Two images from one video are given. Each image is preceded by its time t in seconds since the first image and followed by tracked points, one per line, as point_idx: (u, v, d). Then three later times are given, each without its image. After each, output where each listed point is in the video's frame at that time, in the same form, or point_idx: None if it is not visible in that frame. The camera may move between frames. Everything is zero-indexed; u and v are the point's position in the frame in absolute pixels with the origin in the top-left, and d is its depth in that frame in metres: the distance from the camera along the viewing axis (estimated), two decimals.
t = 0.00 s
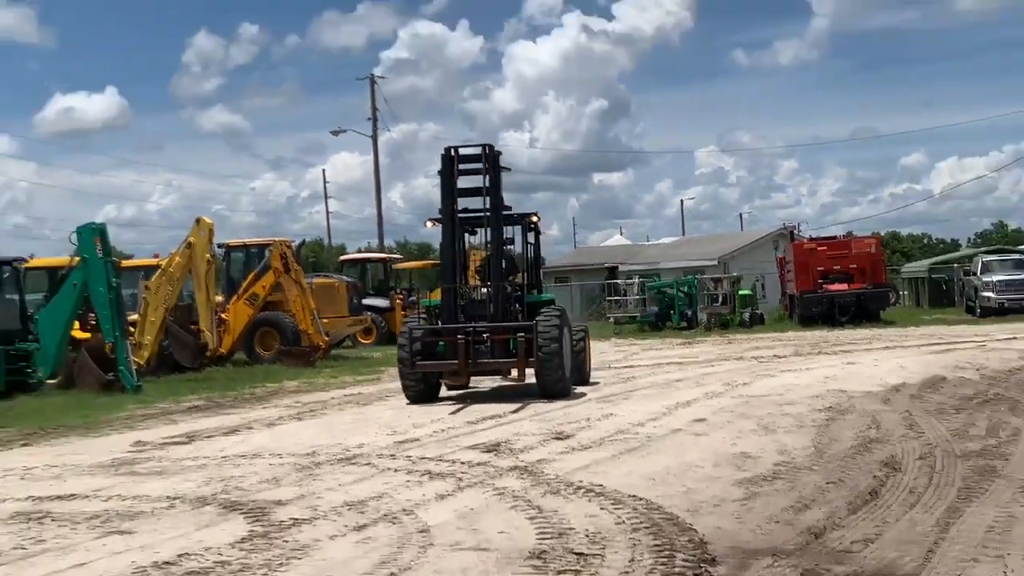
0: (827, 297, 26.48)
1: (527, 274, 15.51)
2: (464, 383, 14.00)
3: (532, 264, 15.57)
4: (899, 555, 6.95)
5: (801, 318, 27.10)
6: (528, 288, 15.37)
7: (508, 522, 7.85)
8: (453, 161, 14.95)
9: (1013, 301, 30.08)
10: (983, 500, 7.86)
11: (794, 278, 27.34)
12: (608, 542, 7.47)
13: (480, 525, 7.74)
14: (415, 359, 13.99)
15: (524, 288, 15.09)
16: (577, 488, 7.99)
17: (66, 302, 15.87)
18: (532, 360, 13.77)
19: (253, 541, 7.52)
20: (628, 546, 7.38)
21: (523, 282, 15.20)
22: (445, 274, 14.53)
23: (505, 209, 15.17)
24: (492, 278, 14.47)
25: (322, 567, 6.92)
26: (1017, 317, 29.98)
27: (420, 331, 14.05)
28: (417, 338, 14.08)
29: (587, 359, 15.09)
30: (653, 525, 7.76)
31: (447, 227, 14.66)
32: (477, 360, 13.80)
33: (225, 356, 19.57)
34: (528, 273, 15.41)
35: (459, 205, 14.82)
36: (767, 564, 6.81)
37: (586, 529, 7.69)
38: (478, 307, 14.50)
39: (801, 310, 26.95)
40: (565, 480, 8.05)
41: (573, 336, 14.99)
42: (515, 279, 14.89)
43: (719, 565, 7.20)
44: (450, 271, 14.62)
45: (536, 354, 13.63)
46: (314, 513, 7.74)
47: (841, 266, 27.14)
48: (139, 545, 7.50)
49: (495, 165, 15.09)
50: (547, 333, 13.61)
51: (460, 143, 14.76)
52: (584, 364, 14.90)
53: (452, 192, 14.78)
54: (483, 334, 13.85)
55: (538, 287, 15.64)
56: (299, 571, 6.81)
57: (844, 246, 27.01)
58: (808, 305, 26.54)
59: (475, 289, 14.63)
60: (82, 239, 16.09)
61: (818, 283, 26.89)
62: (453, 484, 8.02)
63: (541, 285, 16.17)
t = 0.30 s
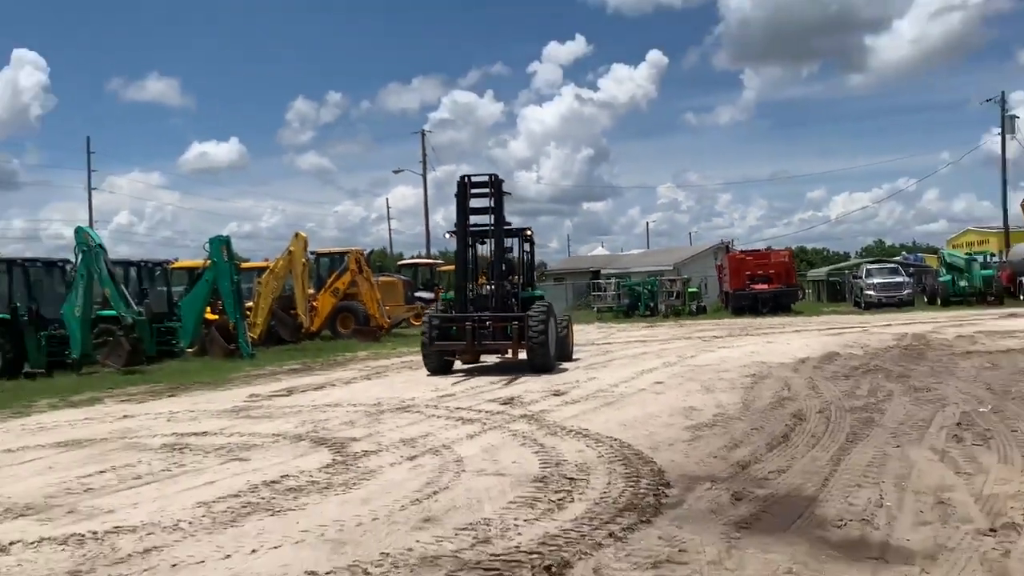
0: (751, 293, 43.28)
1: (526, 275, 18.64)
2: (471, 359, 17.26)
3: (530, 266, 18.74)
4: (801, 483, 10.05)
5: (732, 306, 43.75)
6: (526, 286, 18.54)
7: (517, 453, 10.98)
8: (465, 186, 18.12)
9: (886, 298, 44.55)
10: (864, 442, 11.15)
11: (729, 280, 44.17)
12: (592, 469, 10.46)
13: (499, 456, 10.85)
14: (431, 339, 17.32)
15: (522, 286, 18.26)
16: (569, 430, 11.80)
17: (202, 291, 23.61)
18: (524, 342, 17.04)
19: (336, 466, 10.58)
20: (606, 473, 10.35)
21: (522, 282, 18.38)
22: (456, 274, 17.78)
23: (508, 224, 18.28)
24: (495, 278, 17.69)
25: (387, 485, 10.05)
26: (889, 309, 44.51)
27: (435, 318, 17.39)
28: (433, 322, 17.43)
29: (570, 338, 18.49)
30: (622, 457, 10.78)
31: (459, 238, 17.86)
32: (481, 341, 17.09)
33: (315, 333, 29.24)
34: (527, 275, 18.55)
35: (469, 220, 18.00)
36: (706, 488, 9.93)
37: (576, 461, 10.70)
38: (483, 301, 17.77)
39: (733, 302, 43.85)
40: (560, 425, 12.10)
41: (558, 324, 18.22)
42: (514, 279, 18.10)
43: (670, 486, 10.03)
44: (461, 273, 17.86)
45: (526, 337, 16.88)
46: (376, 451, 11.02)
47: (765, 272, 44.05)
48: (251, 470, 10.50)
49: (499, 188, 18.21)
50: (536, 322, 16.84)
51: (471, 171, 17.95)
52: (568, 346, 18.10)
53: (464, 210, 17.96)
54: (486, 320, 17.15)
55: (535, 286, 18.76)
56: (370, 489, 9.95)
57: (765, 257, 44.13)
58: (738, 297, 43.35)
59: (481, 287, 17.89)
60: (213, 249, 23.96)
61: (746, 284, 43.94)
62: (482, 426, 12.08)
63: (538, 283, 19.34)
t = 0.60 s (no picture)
0: (749, 292, 43.94)
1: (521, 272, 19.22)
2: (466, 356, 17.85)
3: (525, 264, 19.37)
4: (794, 471, 10.72)
5: (731, 304, 44.43)
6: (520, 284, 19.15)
7: (528, 439, 11.75)
8: (462, 183, 18.62)
9: (876, 298, 45.22)
10: (854, 433, 11.86)
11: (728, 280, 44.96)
12: (598, 455, 11.16)
13: (510, 441, 11.63)
14: (426, 336, 17.92)
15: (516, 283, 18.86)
16: (577, 418, 12.66)
17: (236, 284, 24.53)
18: (519, 340, 17.58)
19: (358, 449, 11.41)
20: (611, 458, 11.05)
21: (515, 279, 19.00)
22: (452, 271, 18.34)
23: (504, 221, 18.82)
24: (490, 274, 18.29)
25: (406, 467, 10.78)
26: (876, 308, 45.20)
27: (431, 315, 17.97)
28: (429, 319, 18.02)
29: (568, 337, 18.92)
30: (626, 443, 11.51)
31: (456, 235, 18.44)
32: (475, 338, 17.66)
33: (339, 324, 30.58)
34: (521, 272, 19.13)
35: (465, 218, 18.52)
36: (705, 474, 10.63)
37: (583, 447, 11.42)
38: (478, 298, 18.36)
39: (731, 301, 44.63)
40: (568, 412, 13.00)
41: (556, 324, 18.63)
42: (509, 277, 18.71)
43: (671, 471, 10.71)
44: (456, 269, 18.43)
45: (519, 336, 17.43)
46: (396, 436, 11.81)
47: (763, 272, 44.76)
48: (280, 451, 11.31)
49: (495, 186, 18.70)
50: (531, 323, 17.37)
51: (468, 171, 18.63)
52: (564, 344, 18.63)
53: (460, 207, 18.47)
54: (481, 318, 17.71)
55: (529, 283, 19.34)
56: (390, 470, 10.67)
57: (764, 258, 44.91)
58: (735, 297, 44.13)
59: (476, 284, 18.48)
60: (247, 244, 24.68)
61: (746, 283, 44.61)
62: (495, 414, 13.03)
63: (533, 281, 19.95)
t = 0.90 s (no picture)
0: (762, 292, 43.79)
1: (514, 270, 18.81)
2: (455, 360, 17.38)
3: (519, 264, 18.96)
4: (806, 471, 10.72)
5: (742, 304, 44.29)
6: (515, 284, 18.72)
7: (539, 436, 11.78)
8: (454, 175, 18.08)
9: (890, 299, 45.00)
10: (866, 435, 11.81)
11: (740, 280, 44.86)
12: (609, 453, 11.18)
13: (522, 439, 11.66)
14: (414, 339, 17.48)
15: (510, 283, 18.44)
16: (588, 416, 12.68)
17: (250, 279, 24.69)
18: (511, 345, 17.10)
19: (371, 443, 11.47)
20: (623, 456, 11.07)
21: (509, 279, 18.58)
22: (443, 269, 17.93)
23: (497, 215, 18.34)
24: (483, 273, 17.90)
25: (418, 462, 10.82)
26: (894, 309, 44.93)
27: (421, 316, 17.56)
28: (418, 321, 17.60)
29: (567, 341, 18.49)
30: (637, 442, 11.52)
31: (448, 231, 18.01)
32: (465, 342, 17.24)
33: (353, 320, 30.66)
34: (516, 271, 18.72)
35: (457, 211, 18.05)
36: (717, 473, 10.63)
37: (594, 445, 11.43)
38: (470, 298, 17.98)
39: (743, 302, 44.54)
40: (579, 410, 13.02)
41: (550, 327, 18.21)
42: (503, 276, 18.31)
43: (682, 470, 10.72)
44: (448, 267, 18.01)
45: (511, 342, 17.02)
46: (409, 431, 11.83)
47: (776, 272, 44.64)
48: (293, 445, 11.38)
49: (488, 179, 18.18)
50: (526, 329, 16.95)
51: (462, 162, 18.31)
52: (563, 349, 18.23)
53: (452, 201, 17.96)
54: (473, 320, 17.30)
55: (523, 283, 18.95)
56: (402, 466, 10.72)
57: (777, 259, 44.79)
58: (746, 297, 44.05)
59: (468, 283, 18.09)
60: (263, 239, 24.81)
61: (758, 284, 44.46)
62: (507, 411, 13.07)
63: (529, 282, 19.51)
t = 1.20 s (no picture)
0: (778, 294, 43.65)
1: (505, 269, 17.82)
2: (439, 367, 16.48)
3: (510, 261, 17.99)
4: (821, 475, 10.65)
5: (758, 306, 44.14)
6: (505, 283, 17.76)
7: (553, 437, 11.75)
8: (436, 169, 17.12)
9: (907, 302, 44.71)
10: (882, 438, 11.74)
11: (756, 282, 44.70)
12: (623, 454, 11.14)
13: (536, 439, 11.64)
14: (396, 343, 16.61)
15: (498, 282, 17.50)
16: (603, 418, 12.62)
17: (267, 278, 24.89)
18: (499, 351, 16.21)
19: (385, 443, 11.48)
20: (637, 458, 11.03)
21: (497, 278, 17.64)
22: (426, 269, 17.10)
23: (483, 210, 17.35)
24: (468, 272, 17.00)
25: (432, 462, 10.82)
26: (910, 312, 44.67)
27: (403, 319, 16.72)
28: (401, 324, 16.76)
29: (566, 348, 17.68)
30: (652, 444, 11.48)
31: (432, 229, 17.20)
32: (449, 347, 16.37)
33: (367, 318, 30.79)
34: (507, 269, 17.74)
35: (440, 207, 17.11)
36: (731, 476, 10.58)
37: (608, 446, 11.39)
38: (456, 299, 17.13)
39: (760, 304, 44.41)
40: (593, 411, 12.98)
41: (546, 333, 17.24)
42: (491, 275, 17.38)
43: (697, 472, 10.68)
44: (431, 266, 17.15)
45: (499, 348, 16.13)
46: (423, 430, 11.84)
47: (792, 274, 44.49)
48: (308, 443, 11.40)
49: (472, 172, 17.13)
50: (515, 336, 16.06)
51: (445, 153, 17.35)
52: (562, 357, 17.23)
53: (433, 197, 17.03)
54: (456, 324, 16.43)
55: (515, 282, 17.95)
56: (416, 465, 10.72)
57: (793, 261, 44.63)
58: (763, 299, 43.90)
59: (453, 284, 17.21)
60: (278, 239, 24.90)
61: (774, 286, 44.31)
62: (520, 411, 13.04)
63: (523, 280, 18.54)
